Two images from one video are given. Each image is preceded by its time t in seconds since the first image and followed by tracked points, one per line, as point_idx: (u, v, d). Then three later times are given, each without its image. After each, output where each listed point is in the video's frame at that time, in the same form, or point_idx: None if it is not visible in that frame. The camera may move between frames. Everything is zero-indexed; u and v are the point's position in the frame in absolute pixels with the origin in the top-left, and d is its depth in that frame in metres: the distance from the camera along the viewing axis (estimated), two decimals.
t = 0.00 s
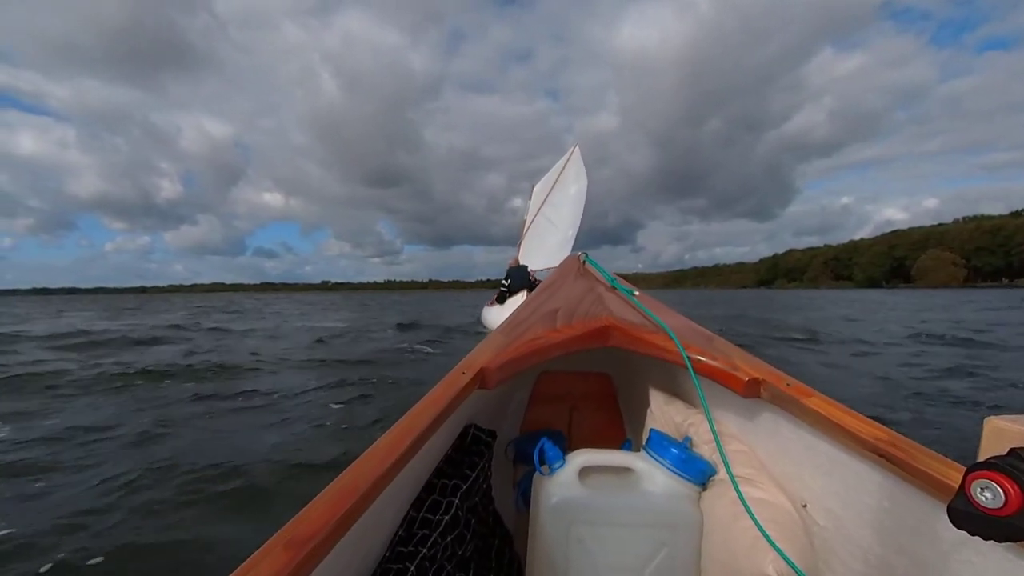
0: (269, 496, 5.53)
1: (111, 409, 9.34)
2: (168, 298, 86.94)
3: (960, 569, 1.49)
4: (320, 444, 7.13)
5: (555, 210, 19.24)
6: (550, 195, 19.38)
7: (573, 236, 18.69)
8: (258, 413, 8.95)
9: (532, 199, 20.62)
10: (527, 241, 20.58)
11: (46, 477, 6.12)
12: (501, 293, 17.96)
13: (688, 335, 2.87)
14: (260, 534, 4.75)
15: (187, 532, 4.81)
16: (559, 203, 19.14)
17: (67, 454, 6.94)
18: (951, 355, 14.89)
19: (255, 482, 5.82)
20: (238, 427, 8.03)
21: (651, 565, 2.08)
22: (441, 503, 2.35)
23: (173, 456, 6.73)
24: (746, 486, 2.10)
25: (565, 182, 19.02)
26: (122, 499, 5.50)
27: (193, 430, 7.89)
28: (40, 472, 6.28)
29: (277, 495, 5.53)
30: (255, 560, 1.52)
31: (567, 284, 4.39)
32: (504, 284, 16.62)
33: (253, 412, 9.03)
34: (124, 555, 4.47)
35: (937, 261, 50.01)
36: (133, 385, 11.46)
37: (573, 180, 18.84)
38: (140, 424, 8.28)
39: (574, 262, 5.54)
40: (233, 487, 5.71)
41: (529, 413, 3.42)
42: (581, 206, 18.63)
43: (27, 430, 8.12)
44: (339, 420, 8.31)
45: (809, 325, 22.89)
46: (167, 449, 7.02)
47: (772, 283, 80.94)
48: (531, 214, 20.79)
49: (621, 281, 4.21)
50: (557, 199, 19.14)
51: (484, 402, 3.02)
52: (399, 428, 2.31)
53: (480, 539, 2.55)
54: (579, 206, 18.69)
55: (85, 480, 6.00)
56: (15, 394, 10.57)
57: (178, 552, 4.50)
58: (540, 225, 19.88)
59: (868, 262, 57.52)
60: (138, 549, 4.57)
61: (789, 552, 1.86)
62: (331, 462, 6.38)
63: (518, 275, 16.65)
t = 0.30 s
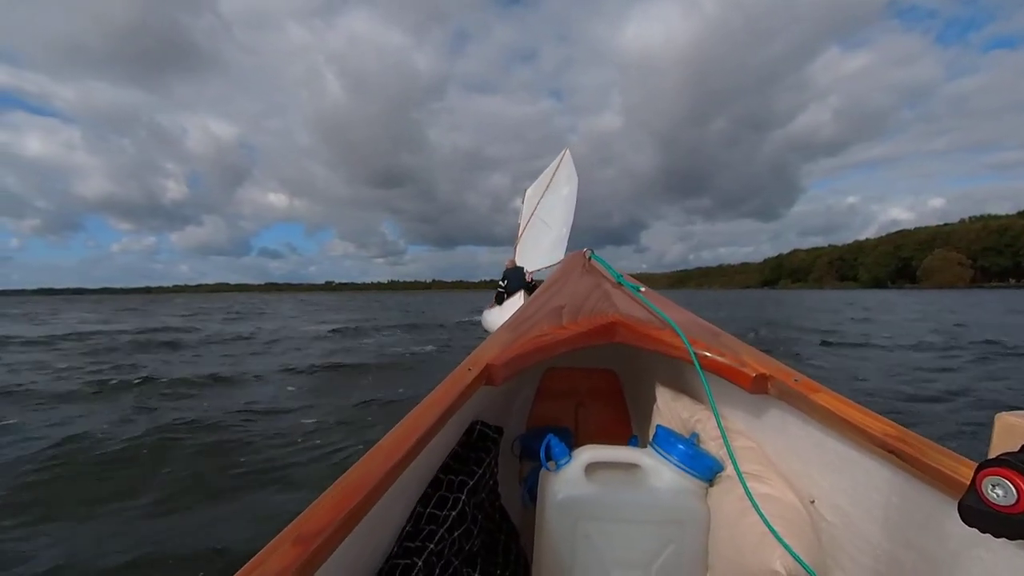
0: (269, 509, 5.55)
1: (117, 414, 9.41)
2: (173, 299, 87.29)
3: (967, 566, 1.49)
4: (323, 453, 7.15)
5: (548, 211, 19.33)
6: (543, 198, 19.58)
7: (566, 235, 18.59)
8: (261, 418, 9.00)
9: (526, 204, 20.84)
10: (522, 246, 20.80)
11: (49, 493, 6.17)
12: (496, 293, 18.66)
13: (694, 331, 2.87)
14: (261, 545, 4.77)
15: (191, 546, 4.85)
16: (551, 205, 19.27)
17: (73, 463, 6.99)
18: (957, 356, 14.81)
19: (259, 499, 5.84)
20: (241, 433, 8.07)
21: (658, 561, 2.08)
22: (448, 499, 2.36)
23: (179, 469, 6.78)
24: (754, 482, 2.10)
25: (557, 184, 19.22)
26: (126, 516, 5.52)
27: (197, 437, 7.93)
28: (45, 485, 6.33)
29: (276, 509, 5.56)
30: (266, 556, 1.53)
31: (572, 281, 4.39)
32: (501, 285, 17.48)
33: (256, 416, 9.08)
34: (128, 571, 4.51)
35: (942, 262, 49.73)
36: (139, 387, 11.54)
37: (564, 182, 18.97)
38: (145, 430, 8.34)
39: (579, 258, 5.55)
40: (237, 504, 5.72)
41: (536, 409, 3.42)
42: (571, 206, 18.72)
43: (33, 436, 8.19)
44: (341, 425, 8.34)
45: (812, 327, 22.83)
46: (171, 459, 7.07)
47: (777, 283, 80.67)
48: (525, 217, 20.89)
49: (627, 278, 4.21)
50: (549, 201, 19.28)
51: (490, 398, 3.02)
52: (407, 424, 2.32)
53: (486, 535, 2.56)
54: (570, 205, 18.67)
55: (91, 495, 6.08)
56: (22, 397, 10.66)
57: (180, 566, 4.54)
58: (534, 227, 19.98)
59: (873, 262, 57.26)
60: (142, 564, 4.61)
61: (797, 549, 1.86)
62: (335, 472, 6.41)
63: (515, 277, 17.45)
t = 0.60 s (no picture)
0: (274, 507, 5.52)
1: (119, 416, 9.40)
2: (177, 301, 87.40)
3: (985, 566, 1.49)
4: (327, 450, 7.15)
5: (546, 208, 19.27)
6: (541, 195, 19.43)
7: (565, 231, 18.60)
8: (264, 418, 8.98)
9: (525, 200, 20.77)
10: (522, 244, 20.88)
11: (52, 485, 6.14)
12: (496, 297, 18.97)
13: (701, 333, 2.87)
14: (266, 546, 4.76)
15: (194, 545, 4.81)
16: (549, 202, 19.14)
17: (74, 463, 6.97)
18: (963, 356, 14.71)
19: (262, 495, 5.79)
20: (244, 434, 8.04)
21: (669, 565, 2.09)
22: (457, 506, 2.37)
23: (181, 465, 6.75)
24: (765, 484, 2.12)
25: (555, 179, 18.77)
26: (130, 505, 5.57)
27: (200, 438, 7.91)
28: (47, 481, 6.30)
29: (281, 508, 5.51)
30: (276, 567, 1.54)
31: (577, 284, 4.40)
32: (500, 289, 17.93)
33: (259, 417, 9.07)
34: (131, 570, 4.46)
35: (948, 261, 49.39)
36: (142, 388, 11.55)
37: (561, 178, 18.57)
38: (147, 432, 8.32)
39: (583, 262, 5.56)
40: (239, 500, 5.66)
41: (544, 414, 3.44)
42: (568, 204, 18.49)
43: (39, 436, 8.24)
44: (345, 424, 8.32)
45: (815, 326, 22.74)
46: (174, 458, 7.05)
47: (781, 283, 80.32)
48: (524, 215, 20.92)
49: (632, 280, 4.22)
50: (547, 198, 19.14)
51: (498, 404, 3.04)
52: (414, 431, 2.33)
53: (497, 542, 2.56)
54: (567, 204, 18.56)
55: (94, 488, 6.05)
56: (25, 398, 10.68)
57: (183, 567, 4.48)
58: (533, 225, 20.03)
59: (878, 262, 56.95)
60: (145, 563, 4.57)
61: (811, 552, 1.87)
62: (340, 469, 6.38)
63: (513, 280, 17.68)
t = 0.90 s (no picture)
0: (275, 498, 5.46)
1: (120, 412, 9.33)
2: (180, 300, 87.44)
3: (999, 569, 1.47)
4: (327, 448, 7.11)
5: (552, 211, 19.28)
6: (547, 195, 19.38)
7: (571, 232, 18.69)
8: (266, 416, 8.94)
9: (531, 201, 20.78)
10: (526, 244, 20.93)
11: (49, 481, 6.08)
12: (495, 296, 18.97)
13: (707, 337, 2.85)
14: (269, 534, 4.76)
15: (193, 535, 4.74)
16: (555, 203, 19.10)
17: (72, 460, 6.88)
18: (971, 357, 14.60)
19: (254, 489, 5.71)
20: (245, 432, 7.98)
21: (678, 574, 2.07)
22: (464, 515, 2.36)
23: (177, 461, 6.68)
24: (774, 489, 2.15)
25: (561, 180, 18.69)
26: (132, 497, 5.55)
27: (200, 437, 7.84)
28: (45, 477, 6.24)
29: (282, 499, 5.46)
30: None
31: (582, 289, 4.39)
32: (501, 288, 17.97)
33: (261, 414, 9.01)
34: (130, 559, 4.40)
35: (955, 261, 49.11)
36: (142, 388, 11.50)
37: (567, 179, 18.54)
38: (148, 429, 8.27)
39: (587, 267, 5.55)
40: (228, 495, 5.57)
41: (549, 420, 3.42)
42: (575, 204, 18.50)
43: (44, 431, 8.27)
44: (347, 424, 8.26)
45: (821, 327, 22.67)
46: (177, 451, 7.02)
47: (785, 283, 79.98)
48: (528, 214, 20.91)
49: (636, 284, 4.21)
50: (554, 199, 19.08)
51: (503, 410, 3.03)
52: (420, 440, 2.32)
53: (504, 549, 2.55)
54: (573, 206, 18.55)
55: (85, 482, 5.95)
56: (31, 396, 10.71)
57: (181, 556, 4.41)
58: (537, 226, 20.07)
59: (883, 262, 56.63)
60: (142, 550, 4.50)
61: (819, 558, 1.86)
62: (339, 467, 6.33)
63: (513, 281, 17.57)
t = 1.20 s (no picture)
0: (275, 493, 5.47)
1: (122, 405, 9.36)
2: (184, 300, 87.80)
3: None
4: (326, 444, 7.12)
5: (554, 215, 19.34)
6: (549, 199, 19.44)
7: (572, 236, 18.50)
8: (269, 410, 8.95)
9: (534, 204, 20.82)
10: (526, 244, 20.88)
11: (52, 476, 6.11)
12: (495, 293, 19.01)
13: (710, 339, 2.84)
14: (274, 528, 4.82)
15: (192, 533, 4.75)
16: (557, 207, 19.16)
17: (74, 452, 6.89)
18: (975, 360, 14.56)
19: (249, 483, 5.73)
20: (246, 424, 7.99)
21: None
22: (465, 515, 2.36)
23: (177, 454, 6.72)
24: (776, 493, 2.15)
25: (564, 185, 18.83)
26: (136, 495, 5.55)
27: (201, 428, 7.85)
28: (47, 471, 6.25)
29: (283, 493, 5.49)
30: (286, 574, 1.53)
31: (585, 290, 4.38)
32: (500, 283, 18.01)
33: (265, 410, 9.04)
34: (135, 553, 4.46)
35: (961, 262, 48.86)
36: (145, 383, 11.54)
37: (571, 184, 18.61)
38: (150, 420, 8.28)
39: (590, 268, 5.54)
40: (224, 490, 5.59)
41: (552, 419, 3.42)
42: (578, 209, 18.56)
43: (50, 422, 8.34)
44: (349, 422, 8.28)
45: (824, 328, 22.63)
46: (182, 444, 7.06)
47: (789, 284, 79.73)
48: (531, 216, 20.98)
49: (640, 286, 4.20)
50: (557, 202, 19.13)
51: (505, 411, 3.03)
52: (423, 438, 2.32)
53: (505, 550, 2.55)
54: (575, 211, 18.64)
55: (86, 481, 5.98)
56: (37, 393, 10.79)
57: (180, 555, 4.41)
58: (539, 228, 20.12)
59: (889, 263, 56.39)
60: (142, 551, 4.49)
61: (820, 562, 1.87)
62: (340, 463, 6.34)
63: (513, 277, 17.77)
